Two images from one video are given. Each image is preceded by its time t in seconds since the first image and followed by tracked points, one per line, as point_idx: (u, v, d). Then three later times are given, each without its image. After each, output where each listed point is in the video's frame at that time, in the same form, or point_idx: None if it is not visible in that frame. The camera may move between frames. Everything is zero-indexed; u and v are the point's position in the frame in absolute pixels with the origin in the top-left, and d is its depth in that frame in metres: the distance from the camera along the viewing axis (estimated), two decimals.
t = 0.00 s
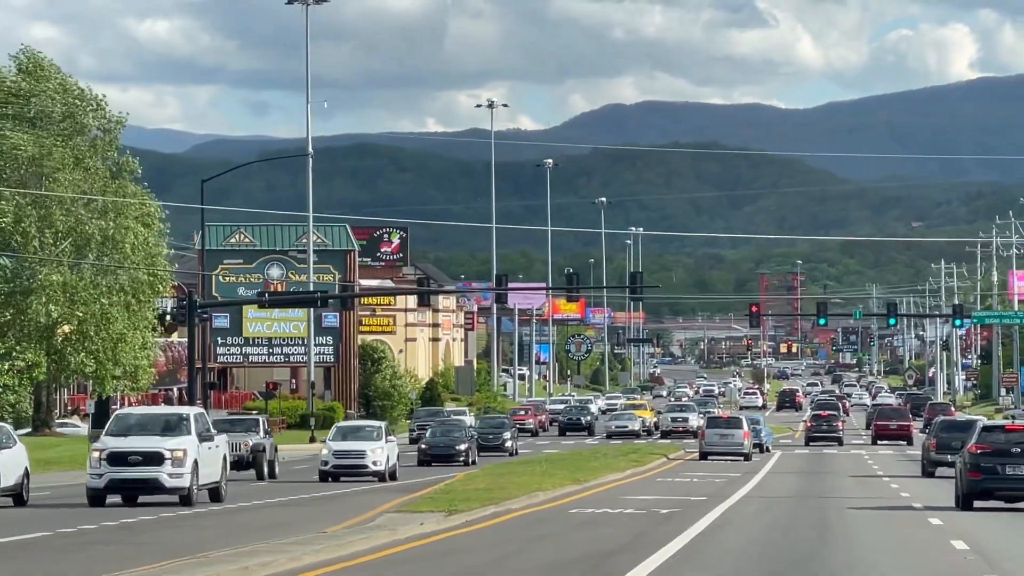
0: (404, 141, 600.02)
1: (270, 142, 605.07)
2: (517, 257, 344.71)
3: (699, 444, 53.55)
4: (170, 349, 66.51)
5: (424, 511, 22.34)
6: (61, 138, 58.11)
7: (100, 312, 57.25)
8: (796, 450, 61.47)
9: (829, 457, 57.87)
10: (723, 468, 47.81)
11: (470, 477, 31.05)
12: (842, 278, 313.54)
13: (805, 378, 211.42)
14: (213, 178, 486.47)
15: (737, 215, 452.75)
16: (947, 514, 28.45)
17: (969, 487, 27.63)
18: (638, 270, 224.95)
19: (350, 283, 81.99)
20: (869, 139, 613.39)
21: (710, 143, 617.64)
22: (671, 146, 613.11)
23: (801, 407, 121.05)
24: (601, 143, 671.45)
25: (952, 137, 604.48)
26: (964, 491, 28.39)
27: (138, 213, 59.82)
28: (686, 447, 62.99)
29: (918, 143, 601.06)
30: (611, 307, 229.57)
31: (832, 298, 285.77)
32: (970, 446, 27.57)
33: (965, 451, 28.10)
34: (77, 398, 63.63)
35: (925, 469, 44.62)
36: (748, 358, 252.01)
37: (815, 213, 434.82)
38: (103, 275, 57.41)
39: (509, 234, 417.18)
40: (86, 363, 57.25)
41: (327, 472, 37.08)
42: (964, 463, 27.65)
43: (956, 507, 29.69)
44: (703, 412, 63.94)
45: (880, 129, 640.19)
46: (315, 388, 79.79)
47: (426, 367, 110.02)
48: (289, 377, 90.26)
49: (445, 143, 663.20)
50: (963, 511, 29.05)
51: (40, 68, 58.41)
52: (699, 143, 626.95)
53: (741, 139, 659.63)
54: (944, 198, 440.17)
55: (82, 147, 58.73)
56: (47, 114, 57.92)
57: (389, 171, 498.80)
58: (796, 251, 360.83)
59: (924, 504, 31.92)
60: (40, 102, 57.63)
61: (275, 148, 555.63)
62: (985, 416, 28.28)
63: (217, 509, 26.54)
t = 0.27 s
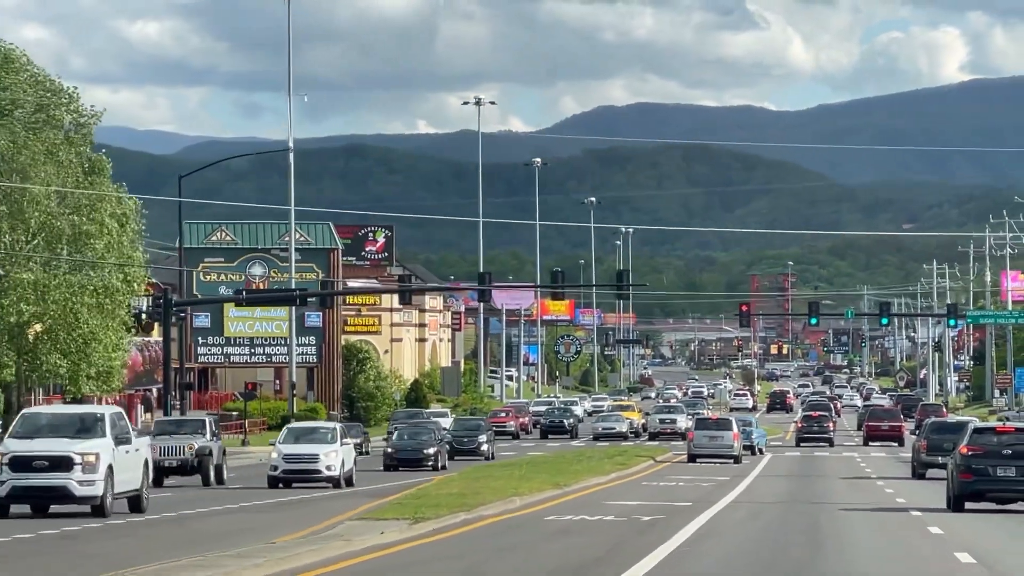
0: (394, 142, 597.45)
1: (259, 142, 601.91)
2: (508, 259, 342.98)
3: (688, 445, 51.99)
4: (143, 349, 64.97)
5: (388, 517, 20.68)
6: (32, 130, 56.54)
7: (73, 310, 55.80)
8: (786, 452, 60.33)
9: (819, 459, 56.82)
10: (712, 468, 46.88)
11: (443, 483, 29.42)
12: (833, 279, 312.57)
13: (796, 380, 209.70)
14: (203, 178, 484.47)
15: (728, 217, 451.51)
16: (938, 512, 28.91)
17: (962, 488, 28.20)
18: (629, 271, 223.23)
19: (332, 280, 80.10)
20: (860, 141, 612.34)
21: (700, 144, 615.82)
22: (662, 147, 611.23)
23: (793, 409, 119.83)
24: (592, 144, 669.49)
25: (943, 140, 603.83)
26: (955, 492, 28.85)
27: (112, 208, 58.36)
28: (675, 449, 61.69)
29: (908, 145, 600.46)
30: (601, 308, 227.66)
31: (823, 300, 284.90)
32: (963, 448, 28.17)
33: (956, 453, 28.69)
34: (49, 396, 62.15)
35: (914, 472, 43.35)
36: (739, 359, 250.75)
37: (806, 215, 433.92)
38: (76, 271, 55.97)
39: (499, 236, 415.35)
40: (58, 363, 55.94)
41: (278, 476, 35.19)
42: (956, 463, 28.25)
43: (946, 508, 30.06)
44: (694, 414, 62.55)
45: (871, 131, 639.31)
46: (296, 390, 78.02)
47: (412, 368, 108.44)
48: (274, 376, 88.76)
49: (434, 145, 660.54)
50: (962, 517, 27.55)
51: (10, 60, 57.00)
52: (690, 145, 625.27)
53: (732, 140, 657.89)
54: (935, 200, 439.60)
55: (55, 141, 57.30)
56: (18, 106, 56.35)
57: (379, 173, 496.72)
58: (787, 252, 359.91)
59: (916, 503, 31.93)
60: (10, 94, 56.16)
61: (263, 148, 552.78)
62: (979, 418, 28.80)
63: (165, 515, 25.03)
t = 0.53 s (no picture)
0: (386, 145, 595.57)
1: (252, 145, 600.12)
2: (500, 261, 341.31)
3: (678, 449, 50.51)
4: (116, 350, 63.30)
5: (350, 527, 19.26)
6: (4, 125, 54.93)
7: (43, 310, 54.02)
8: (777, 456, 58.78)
9: (810, 462, 55.37)
10: (701, 472, 45.54)
11: (419, 487, 28.00)
12: (826, 282, 311.15)
13: (789, 383, 208.27)
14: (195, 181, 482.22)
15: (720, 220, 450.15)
16: (929, 517, 27.81)
17: (954, 491, 27.11)
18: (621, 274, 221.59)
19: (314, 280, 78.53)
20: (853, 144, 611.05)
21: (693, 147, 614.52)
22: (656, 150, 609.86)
23: (786, 412, 118.36)
24: (585, 147, 668.01)
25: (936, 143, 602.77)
26: (948, 494, 27.77)
27: (85, 207, 56.60)
28: (664, 452, 60.23)
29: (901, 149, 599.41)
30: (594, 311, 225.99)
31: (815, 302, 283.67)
32: (956, 450, 27.07)
33: (949, 454, 27.57)
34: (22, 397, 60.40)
35: (907, 474, 42.04)
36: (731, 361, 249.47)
37: (799, 218, 432.64)
38: (46, 270, 54.18)
39: (491, 239, 413.76)
40: (27, 364, 54.14)
41: (222, 484, 32.27)
42: (949, 467, 27.15)
43: (939, 511, 28.88)
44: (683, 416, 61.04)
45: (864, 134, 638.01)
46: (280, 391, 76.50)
47: (400, 370, 106.82)
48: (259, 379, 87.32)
49: (426, 148, 658.67)
50: (963, 524, 26.22)
51: None
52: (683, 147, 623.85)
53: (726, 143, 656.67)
54: (927, 203, 438.39)
55: (27, 137, 55.60)
56: None
57: (371, 175, 494.86)
58: (779, 255, 358.70)
59: (911, 508, 30.77)
60: None
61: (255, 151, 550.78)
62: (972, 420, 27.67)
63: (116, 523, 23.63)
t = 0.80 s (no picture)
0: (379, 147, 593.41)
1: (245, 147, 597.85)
2: (493, 263, 339.64)
3: (669, 451, 48.95)
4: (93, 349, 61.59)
5: (308, 537, 17.75)
6: None
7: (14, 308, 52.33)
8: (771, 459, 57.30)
9: (806, 466, 53.82)
10: (694, 477, 44.13)
11: (399, 491, 27.01)
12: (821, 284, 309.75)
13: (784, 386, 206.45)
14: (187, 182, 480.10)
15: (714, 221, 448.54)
16: (924, 519, 27.16)
17: (951, 493, 26.51)
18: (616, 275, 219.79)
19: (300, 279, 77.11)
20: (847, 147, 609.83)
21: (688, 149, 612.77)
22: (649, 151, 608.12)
23: (781, 415, 116.84)
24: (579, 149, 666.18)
25: (930, 147, 601.70)
26: (944, 497, 27.15)
27: (59, 202, 54.92)
28: (656, 455, 58.76)
29: (895, 152, 598.17)
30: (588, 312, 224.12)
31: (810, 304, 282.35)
32: (951, 453, 26.51)
33: (944, 457, 26.97)
34: None
35: (902, 476, 40.58)
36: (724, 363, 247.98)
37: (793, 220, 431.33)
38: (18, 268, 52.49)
39: (484, 240, 411.96)
40: None
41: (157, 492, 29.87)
42: (945, 470, 26.57)
43: (934, 514, 28.19)
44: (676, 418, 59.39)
45: (858, 136, 636.92)
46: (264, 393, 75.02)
47: (388, 371, 105.07)
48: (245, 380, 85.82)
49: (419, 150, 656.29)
50: (962, 528, 25.03)
51: None
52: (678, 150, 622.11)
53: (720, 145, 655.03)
54: (921, 206, 437.20)
55: None
56: None
57: (364, 176, 492.72)
58: (773, 257, 357.50)
59: (905, 511, 29.99)
60: None
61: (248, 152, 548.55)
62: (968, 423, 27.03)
63: (53, 536, 22.43)
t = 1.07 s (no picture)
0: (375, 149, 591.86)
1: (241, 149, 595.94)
2: (489, 266, 338.34)
3: (663, 456, 47.63)
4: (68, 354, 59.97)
5: (269, 549, 16.66)
6: None
7: None
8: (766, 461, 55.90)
9: (802, 468, 52.44)
10: (686, 481, 42.81)
11: (376, 497, 25.78)
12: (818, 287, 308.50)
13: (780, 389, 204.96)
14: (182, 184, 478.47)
15: (711, 224, 447.15)
16: (921, 522, 26.01)
17: (948, 496, 25.37)
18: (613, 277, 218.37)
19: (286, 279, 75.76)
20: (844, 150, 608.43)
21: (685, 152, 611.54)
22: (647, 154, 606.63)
23: (778, 418, 115.45)
24: (576, 152, 664.22)
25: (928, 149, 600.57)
26: (941, 501, 26.01)
27: (34, 198, 53.40)
28: (649, 459, 57.34)
29: (892, 154, 596.94)
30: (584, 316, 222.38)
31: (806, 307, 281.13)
32: (949, 455, 25.38)
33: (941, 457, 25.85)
34: None
35: (898, 479, 39.28)
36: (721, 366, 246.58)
37: (790, 223, 430.13)
38: None
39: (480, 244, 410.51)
40: None
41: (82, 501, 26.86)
42: (941, 471, 25.46)
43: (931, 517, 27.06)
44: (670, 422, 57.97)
45: (855, 138, 635.71)
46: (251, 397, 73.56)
47: (378, 373, 103.49)
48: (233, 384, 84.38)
49: (416, 153, 654.49)
50: (960, 532, 23.98)
51: None
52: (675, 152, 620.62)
53: (717, 148, 653.75)
54: (917, 209, 436.02)
55: None
56: None
57: (360, 180, 491.29)
58: (769, 260, 356.40)
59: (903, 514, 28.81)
60: None
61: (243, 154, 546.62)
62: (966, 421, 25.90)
63: None
